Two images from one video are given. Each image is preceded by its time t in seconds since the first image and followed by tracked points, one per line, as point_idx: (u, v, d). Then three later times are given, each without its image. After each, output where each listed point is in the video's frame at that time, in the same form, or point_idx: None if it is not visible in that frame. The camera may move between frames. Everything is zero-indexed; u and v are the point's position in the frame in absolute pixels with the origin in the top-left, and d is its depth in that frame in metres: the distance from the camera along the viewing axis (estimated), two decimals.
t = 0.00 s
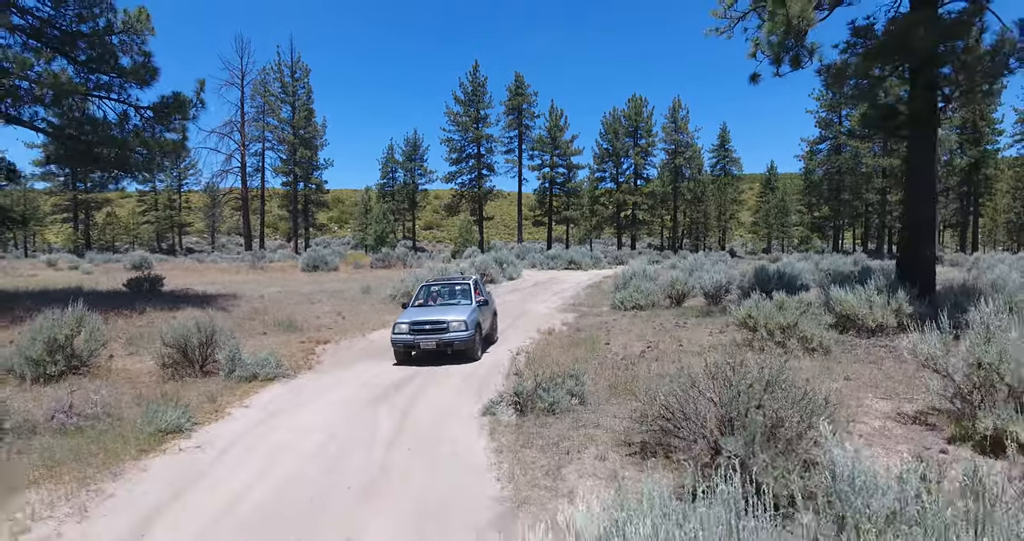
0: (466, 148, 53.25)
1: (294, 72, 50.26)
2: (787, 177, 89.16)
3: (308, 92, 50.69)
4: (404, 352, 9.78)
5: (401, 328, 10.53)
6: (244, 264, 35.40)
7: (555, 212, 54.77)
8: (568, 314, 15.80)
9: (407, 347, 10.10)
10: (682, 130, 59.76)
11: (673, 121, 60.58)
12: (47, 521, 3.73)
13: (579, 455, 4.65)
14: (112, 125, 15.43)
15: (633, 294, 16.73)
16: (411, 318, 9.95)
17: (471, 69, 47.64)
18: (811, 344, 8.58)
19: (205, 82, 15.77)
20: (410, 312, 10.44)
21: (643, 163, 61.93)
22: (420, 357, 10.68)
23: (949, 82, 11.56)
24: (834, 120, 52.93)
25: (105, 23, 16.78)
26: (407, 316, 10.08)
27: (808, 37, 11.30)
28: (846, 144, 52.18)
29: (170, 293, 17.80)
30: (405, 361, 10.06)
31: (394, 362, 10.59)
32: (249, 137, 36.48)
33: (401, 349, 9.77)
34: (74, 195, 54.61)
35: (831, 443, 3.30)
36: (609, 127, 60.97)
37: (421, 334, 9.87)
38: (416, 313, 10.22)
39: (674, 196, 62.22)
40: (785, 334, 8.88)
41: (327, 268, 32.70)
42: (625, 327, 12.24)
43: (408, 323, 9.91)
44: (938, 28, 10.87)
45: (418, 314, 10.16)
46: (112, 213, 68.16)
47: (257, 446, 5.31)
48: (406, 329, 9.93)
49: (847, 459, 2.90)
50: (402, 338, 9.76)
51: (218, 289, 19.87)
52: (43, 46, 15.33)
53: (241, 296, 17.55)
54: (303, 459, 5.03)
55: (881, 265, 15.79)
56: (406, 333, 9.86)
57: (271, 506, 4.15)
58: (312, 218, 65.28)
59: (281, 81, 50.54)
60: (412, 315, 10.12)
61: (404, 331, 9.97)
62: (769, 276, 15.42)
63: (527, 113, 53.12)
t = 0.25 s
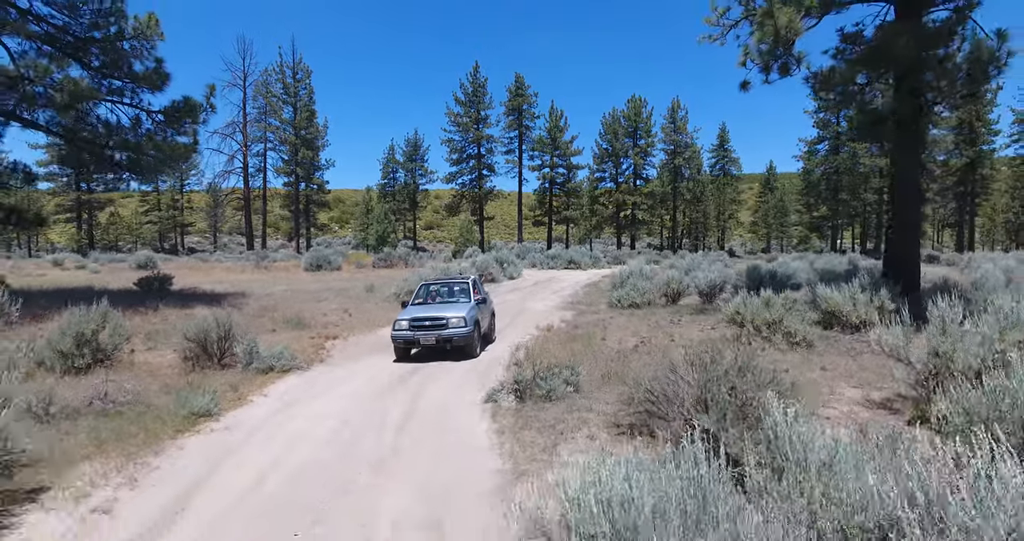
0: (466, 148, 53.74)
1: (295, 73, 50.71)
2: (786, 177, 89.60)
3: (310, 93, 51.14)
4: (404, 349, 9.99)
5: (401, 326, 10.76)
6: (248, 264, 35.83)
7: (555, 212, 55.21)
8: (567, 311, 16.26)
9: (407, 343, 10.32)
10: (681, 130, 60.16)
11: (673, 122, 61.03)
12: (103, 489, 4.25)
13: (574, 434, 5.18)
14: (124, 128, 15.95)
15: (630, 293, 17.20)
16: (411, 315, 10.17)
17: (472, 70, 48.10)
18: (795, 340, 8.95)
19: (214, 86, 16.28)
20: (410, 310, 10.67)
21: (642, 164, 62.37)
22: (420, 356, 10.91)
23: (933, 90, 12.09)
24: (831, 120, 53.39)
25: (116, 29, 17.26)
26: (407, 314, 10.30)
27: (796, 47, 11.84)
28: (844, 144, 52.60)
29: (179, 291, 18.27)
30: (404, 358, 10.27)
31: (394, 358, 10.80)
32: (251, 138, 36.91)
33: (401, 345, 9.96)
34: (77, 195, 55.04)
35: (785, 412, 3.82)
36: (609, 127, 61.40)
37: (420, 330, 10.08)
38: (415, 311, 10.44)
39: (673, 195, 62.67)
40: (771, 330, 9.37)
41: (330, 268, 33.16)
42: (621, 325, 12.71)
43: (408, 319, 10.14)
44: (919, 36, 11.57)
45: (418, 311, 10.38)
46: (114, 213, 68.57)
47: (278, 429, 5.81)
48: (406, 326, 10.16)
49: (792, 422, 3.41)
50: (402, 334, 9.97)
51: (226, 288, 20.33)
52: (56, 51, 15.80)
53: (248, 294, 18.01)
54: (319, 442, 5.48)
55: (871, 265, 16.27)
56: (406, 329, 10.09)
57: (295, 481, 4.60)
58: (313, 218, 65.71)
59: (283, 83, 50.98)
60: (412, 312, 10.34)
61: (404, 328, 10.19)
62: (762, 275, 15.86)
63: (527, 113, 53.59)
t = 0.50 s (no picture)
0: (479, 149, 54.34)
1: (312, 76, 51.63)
2: (800, 177, 89.07)
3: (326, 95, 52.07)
4: (417, 346, 10.28)
5: (413, 323, 11.02)
6: (267, 263, 36.69)
7: (568, 212, 55.58)
8: (578, 310, 16.75)
9: (420, 340, 10.58)
10: (694, 130, 60.18)
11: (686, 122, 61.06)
12: (161, 460, 4.79)
13: (580, 417, 5.64)
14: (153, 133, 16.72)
15: (640, 292, 17.58)
16: (424, 312, 10.46)
17: (485, 72, 48.67)
18: (796, 336, 9.27)
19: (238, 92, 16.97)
20: (423, 308, 10.95)
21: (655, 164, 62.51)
22: (433, 353, 11.20)
23: (937, 94, 12.42)
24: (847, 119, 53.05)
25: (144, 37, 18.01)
26: (420, 311, 10.60)
27: (800, 53, 12.21)
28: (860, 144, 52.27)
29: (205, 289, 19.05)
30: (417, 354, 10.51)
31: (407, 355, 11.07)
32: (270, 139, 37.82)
33: (414, 342, 10.24)
34: (101, 196, 56.56)
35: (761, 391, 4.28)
36: (622, 127, 61.61)
37: (433, 327, 10.35)
38: (427, 308, 10.71)
39: (685, 195, 62.69)
40: (774, 326, 9.73)
41: (346, 267, 33.89)
42: (630, 322, 13.10)
43: (421, 316, 10.42)
44: (922, 41, 11.97)
45: (430, 308, 10.65)
46: (135, 213, 70.23)
47: (311, 412, 6.39)
48: (419, 323, 10.43)
49: (759, 395, 3.84)
50: (414, 331, 10.25)
51: (249, 286, 21.10)
52: (89, 59, 16.70)
53: (271, 292, 18.74)
54: (348, 423, 6.02)
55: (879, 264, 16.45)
56: (419, 326, 10.36)
57: (332, 455, 5.16)
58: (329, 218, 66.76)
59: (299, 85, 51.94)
60: (424, 309, 10.63)
61: (416, 325, 10.48)
62: (770, 273, 16.08)
63: (540, 114, 54.03)
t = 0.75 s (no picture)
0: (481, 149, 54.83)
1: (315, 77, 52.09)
2: (801, 177, 89.43)
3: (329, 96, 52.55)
4: (418, 342, 10.49)
5: (415, 320, 11.24)
6: (271, 262, 37.18)
7: (569, 212, 55.97)
8: (578, 308, 17.17)
9: (421, 337, 10.79)
10: (694, 131, 60.56)
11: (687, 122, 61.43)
12: (196, 440, 5.26)
13: (578, 401, 6.09)
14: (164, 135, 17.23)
15: (639, 291, 17.97)
16: (425, 309, 10.67)
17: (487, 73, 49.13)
18: (787, 331, 9.67)
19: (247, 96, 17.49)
20: (424, 306, 11.17)
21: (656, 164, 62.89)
22: (434, 350, 11.42)
23: (925, 98, 12.84)
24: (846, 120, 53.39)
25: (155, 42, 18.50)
26: (421, 308, 10.82)
27: (792, 59, 12.61)
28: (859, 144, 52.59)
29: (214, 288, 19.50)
30: (418, 351, 10.73)
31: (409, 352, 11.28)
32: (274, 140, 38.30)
33: (416, 338, 10.45)
34: (106, 195, 57.09)
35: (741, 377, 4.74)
36: (623, 128, 62.02)
37: (434, 324, 10.54)
38: (428, 306, 10.92)
39: (686, 195, 63.08)
40: (765, 322, 10.14)
41: (350, 266, 34.35)
42: (628, 319, 13.50)
43: (422, 313, 10.63)
44: (912, 46, 12.32)
45: (431, 306, 10.86)
46: (140, 213, 70.84)
47: (327, 400, 6.82)
48: (420, 320, 10.65)
49: (735, 377, 4.25)
50: (416, 328, 10.46)
51: (256, 285, 21.56)
52: (102, 63, 17.09)
53: (279, 291, 19.19)
54: (361, 411, 6.47)
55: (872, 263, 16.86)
56: (420, 323, 10.59)
57: (349, 439, 5.60)
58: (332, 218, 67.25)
59: (302, 86, 52.41)
60: (425, 306, 10.85)
61: (418, 322, 10.68)
62: (766, 273, 16.44)
63: (541, 115, 54.47)
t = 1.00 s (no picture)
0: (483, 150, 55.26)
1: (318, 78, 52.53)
2: (802, 177, 89.62)
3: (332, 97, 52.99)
4: (419, 342, 10.64)
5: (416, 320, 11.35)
6: (276, 263, 37.63)
7: (570, 212, 56.33)
8: (579, 307, 17.55)
9: (423, 337, 10.90)
10: (695, 131, 60.85)
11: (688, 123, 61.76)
12: (224, 430, 5.71)
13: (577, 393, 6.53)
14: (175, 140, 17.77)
15: (638, 291, 18.35)
16: (426, 309, 10.81)
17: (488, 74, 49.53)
18: (779, 331, 10.00)
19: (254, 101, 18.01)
20: (424, 306, 11.32)
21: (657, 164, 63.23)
22: (435, 350, 11.58)
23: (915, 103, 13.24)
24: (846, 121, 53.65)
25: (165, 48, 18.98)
26: (422, 309, 10.96)
27: (785, 66, 13.05)
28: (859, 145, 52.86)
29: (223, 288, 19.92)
30: (419, 350, 10.89)
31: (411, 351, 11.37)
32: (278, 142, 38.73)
33: (417, 339, 10.60)
34: (111, 196, 57.63)
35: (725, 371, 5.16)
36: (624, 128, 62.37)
37: (435, 324, 10.70)
38: (428, 306, 11.07)
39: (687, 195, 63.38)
40: (757, 321, 10.54)
41: (354, 266, 34.77)
42: (627, 318, 13.87)
43: (423, 313, 10.77)
44: (901, 53, 12.67)
45: (432, 306, 11.01)
46: (145, 213, 71.39)
47: (340, 395, 7.25)
48: (421, 320, 10.80)
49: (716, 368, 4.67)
50: (417, 328, 10.61)
51: (263, 285, 21.98)
52: (115, 69, 17.67)
53: (286, 291, 19.59)
54: (373, 404, 6.90)
55: (866, 263, 17.23)
56: (421, 323, 10.74)
57: (363, 429, 6.03)
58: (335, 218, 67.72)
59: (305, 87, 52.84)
60: (426, 307, 11.00)
61: (419, 322, 10.82)
62: (762, 273, 16.81)
63: (543, 115, 54.87)
